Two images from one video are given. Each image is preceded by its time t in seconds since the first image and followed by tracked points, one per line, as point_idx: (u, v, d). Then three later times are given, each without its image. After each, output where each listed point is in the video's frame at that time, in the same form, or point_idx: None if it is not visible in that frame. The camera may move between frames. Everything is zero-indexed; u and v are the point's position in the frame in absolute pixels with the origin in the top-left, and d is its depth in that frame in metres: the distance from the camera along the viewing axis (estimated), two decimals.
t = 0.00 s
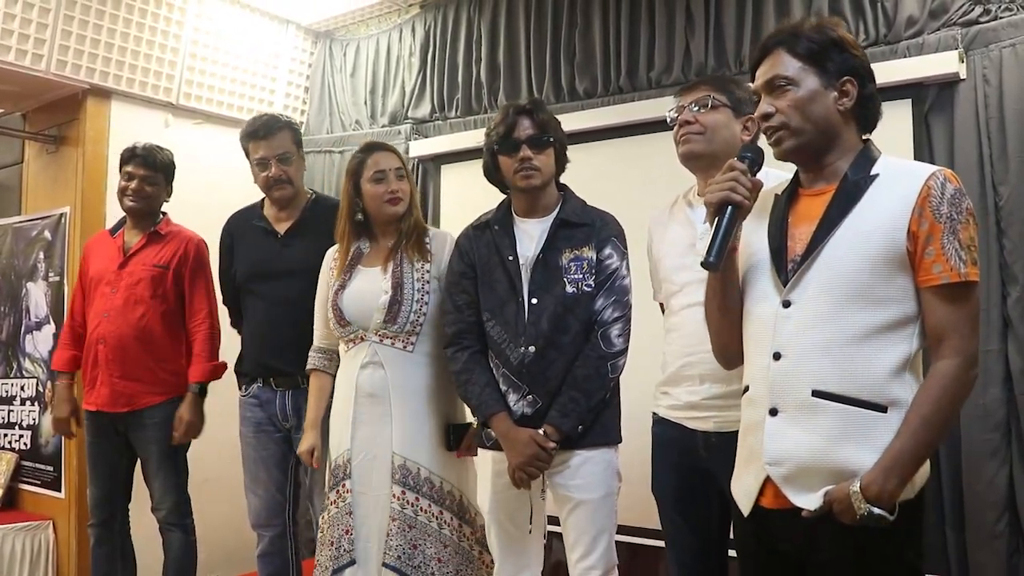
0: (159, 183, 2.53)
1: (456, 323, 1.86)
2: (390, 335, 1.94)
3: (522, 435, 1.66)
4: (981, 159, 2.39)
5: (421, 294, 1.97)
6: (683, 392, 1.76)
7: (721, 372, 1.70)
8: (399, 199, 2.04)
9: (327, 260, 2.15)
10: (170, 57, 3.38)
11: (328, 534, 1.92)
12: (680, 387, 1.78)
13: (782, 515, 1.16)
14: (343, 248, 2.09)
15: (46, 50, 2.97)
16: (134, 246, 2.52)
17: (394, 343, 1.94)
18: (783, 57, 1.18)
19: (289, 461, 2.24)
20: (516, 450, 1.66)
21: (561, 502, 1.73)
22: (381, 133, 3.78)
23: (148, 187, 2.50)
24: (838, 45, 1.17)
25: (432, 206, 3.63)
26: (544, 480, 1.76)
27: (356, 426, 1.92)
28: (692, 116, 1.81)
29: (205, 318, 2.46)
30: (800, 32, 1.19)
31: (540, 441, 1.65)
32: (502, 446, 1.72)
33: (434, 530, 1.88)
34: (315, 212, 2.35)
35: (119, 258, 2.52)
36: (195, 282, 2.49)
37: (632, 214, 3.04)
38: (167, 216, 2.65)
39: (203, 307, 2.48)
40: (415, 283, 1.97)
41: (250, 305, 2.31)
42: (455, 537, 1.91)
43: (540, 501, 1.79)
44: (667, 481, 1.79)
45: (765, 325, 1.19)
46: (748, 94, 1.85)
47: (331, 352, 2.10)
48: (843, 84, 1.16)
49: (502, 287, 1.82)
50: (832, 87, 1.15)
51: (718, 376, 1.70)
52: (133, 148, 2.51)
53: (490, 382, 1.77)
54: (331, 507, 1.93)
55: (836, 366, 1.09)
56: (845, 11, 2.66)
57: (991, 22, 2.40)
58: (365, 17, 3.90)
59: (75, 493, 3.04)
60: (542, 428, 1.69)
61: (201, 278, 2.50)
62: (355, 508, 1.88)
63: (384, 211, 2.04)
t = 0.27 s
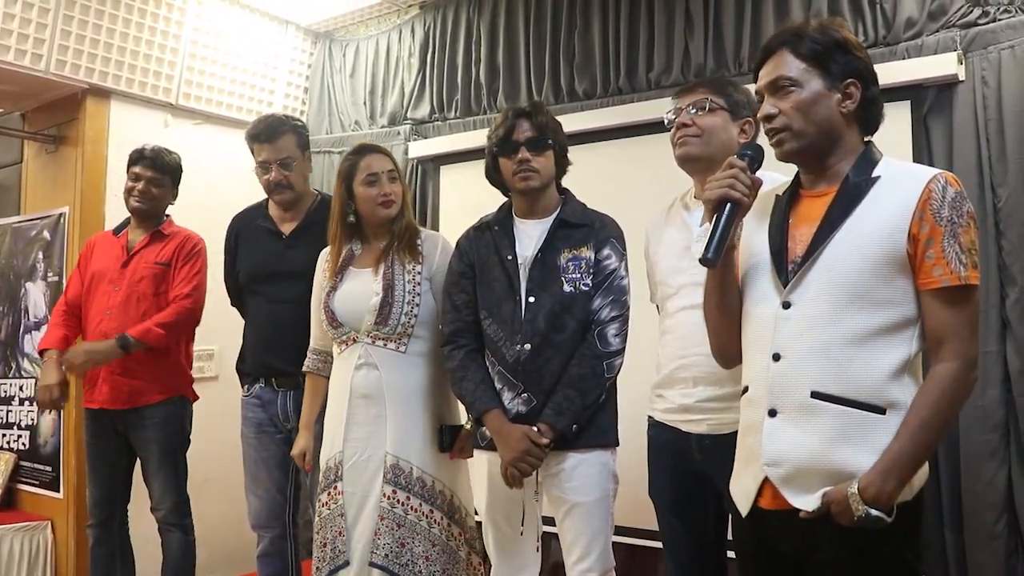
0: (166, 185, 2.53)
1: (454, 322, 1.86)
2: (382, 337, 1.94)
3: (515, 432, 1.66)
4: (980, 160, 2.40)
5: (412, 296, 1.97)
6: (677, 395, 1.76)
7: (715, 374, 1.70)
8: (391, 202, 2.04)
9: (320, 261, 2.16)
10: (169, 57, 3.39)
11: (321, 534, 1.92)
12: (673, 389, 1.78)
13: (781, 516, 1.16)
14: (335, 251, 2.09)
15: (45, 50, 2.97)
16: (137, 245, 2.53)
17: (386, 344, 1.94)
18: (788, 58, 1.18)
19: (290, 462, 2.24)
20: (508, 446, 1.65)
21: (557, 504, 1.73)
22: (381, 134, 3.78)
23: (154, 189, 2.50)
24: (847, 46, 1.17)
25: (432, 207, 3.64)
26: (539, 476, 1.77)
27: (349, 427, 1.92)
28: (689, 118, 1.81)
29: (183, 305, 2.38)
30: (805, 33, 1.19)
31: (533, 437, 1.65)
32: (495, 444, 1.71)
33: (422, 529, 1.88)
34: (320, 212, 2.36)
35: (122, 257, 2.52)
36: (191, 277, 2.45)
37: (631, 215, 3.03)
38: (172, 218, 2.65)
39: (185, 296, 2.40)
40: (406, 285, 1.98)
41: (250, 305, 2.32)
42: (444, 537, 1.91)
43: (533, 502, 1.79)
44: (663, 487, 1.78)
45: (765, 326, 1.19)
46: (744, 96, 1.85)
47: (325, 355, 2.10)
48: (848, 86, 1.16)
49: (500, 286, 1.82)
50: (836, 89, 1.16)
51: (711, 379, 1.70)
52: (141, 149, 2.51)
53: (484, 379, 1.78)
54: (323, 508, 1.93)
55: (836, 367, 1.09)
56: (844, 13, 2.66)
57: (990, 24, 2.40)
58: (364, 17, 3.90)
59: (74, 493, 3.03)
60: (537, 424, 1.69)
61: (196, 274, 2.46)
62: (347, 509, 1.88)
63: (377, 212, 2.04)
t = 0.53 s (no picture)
0: (168, 187, 2.54)
1: (454, 321, 1.86)
2: (380, 338, 1.95)
3: (513, 424, 1.66)
4: (979, 160, 2.40)
5: (410, 297, 1.98)
6: (674, 394, 1.76)
7: (712, 374, 1.70)
8: (387, 204, 2.04)
9: (315, 264, 2.15)
10: (169, 58, 3.39)
11: (321, 538, 1.91)
12: (670, 389, 1.78)
13: (784, 516, 1.16)
14: (331, 253, 2.09)
15: (45, 50, 2.97)
16: (138, 243, 2.53)
17: (385, 344, 1.95)
18: (789, 60, 1.18)
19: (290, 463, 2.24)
20: (507, 438, 1.65)
21: (556, 505, 1.73)
22: (381, 135, 3.78)
23: (157, 190, 2.50)
24: (841, 49, 1.17)
25: (432, 208, 3.64)
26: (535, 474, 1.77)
27: (349, 428, 1.92)
28: (685, 117, 1.81)
29: (159, 299, 2.38)
30: (804, 36, 1.19)
31: (532, 430, 1.66)
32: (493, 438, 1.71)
33: (425, 529, 1.88)
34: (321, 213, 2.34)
35: (123, 255, 2.53)
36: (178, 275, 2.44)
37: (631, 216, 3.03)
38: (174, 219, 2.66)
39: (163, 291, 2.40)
40: (404, 285, 1.98)
41: (253, 306, 2.32)
42: (443, 536, 1.91)
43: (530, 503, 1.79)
44: (659, 488, 1.79)
45: (767, 327, 1.19)
46: (741, 97, 1.85)
47: (321, 355, 2.11)
48: (848, 89, 1.16)
49: (501, 286, 1.82)
50: (837, 91, 1.16)
51: (709, 379, 1.70)
52: (144, 149, 2.50)
53: (483, 374, 1.78)
54: (323, 511, 1.93)
55: (839, 369, 1.09)
56: (844, 14, 2.67)
57: (989, 25, 2.41)
58: (365, 18, 3.88)
59: (74, 494, 3.03)
60: (535, 420, 1.69)
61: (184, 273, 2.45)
62: (347, 512, 1.88)
63: (373, 215, 2.04)
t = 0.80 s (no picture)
0: (166, 189, 2.54)
1: (455, 322, 1.86)
2: (382, 338, 1.94)
3: (513, 427, 1.66)
4: (979, 160, 2.40)
5: (412, 297, 1.98)
6: (671, 392, 1.76)
7: (707, 374, 1.69)
8: (387, 206, 2.04)
9: (313, 263, 2.16)
10: (169, 60, 3.39)
11: (321, 542, 1.91)
12: (666, 389, 1.78)
13: (783, 517, 1.16)
14: (330, 254, 2.09)
15: (45, 53, 2.97)
16: (138, 245, 2.53)
17: (386, 345, 1.94)
18: (795, 59, 1.18)
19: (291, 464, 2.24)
20: (507, 441, 1.65)
21: (556, 506, 1.73)
22: (380, 136, 3.78)
23: (155, 194, 2.51)
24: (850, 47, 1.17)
25: (431, 209, 3.64)
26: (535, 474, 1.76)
27: (349, 429, 1.92)
28: (680, 117, 1.82)
29: (164, 309, 2.39)
30: (808, 35, 1.19)
31: (532, 434, 1.66)
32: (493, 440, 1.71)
33: (430, 529, 1.88)
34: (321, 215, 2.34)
35: (122, 257, 2.53)
36: (180, 281, 2.45)
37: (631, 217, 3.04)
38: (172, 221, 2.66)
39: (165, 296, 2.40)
40: (405, 286, 1.98)
41: (253, 308, 2.32)
42: (446, 536, 1.91)
43: (531, 504, 1.78)
44: (654, 488, 1.79)
45: (769, 328, 1.19)
46: (737, 98, 1.86)
47: (319, 356, 2.11)
48: (853, 89, 1.16)
49: (501, 287, 1.82)
50: (842, 91, 1.16)
51: (707, 379, 1.70)
52: (140, 153, 2.49)
53: (483, 376, 1.78)
54: (323, 515, 1.92)
55: (840, 370, 1.09)
56: (843, 14, 2.67)
57: (988, 25, 2.41)
58: (364, 19, 3.89)
59: (75, 496, 3.03)
60: (536, 423, 1.69)
61: (186, 279, 2.46)
62: (349, 515, 1.88)
63: (373, 216, 2.04)
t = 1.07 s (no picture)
0: (164, 193, 2.54)
1: (456, 324, 1.86)
2: (384, 340, 1.94)
3: (515, 431, 1.66)
4: (978, 159, 2.40)
5: (413, 298, 1.98)
6: (669, 392, 1.76)
7: (705, 373, 1.70)
8: (388, 207, 2.05)
9: (313, 264, 2.16)
10: (167, 63, 3.39)
11: (321, 546, 1.91)
12: (664, 389, 1.78)
13: (781, 517, 1.16)
14: (330, 255, 2.09)
15: (43, 56, 2.97)
16: (137, 248, 2.54)
17: (388, 347, 1.95)
18: (789, 59, 1.18)
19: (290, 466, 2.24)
20: (510, 446, 1.65)
21: (557, 506, 1.73)
22: (379, 138, 3.78)
23: (152, 198, 2.50)
24: (845, 46, 1.17)
25: (430, 211, 3.64)
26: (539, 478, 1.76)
27: (353, 431, 1.92)
28: (676, 119, 1.81)
29: (164, 311, 2.39)
30: (802, 35, 1.19)
31: (534, 437, 1.66)
32: (496, 443, 1.72)
33: (434, 530, 1.89)
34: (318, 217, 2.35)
35: (122, 260, 2.53)
36: (180, 284, 2.45)
37: (629, 217, 3.04)
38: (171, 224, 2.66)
39: (167, 299, 2.41)
40: (406, 287, 1.98)
41: (252, 310, 2.32)
42: (450, 536, 1.92)
43: (536, 503, 1.79)
44: (651, 487, 1.79)
45: (766, 327, 1.20)
46: (733, 98, 1.86)
47: (318, 360, 2.11)
48: (846, 88, 1.16)
49: (501, 288, 1.82)
50: (834, 90, 1.16)
51: (705, 378, 1.70)
52: (137, 156, 2.49)
53: (485, 380, 1.78)
54: (325, 518, 1.92)
55: (837, 369, 1.09)
56: (841, 13, 2.67)
57: (986, 23, 2.41)
58: (362, 21, 3.89)
59: (75, 499, 3.03)
60: (537, 425, 1.69)
61: (186, 281, 2.46)
62: (352, 518, 1.88)
63: (373, 218, 2.04)
